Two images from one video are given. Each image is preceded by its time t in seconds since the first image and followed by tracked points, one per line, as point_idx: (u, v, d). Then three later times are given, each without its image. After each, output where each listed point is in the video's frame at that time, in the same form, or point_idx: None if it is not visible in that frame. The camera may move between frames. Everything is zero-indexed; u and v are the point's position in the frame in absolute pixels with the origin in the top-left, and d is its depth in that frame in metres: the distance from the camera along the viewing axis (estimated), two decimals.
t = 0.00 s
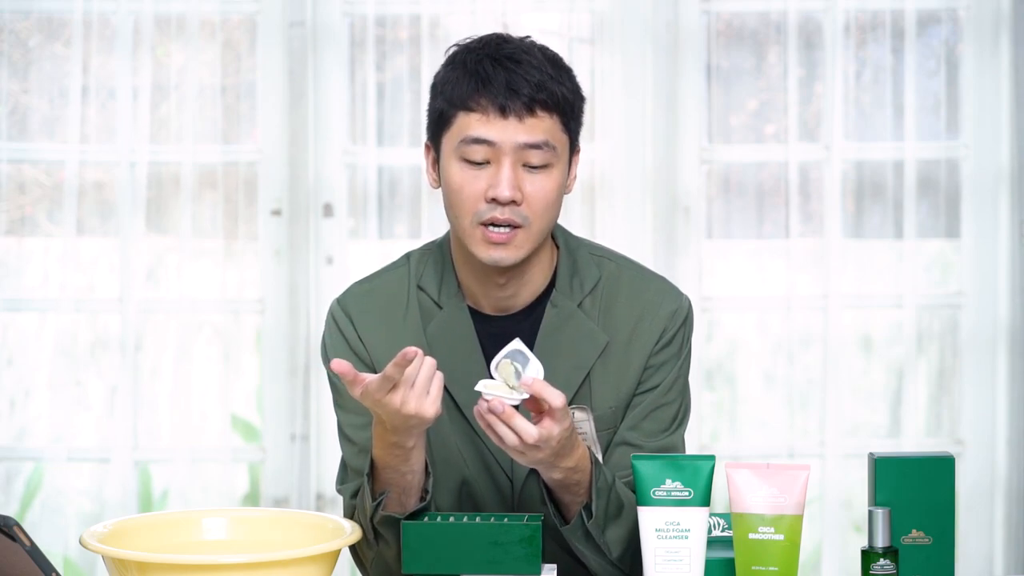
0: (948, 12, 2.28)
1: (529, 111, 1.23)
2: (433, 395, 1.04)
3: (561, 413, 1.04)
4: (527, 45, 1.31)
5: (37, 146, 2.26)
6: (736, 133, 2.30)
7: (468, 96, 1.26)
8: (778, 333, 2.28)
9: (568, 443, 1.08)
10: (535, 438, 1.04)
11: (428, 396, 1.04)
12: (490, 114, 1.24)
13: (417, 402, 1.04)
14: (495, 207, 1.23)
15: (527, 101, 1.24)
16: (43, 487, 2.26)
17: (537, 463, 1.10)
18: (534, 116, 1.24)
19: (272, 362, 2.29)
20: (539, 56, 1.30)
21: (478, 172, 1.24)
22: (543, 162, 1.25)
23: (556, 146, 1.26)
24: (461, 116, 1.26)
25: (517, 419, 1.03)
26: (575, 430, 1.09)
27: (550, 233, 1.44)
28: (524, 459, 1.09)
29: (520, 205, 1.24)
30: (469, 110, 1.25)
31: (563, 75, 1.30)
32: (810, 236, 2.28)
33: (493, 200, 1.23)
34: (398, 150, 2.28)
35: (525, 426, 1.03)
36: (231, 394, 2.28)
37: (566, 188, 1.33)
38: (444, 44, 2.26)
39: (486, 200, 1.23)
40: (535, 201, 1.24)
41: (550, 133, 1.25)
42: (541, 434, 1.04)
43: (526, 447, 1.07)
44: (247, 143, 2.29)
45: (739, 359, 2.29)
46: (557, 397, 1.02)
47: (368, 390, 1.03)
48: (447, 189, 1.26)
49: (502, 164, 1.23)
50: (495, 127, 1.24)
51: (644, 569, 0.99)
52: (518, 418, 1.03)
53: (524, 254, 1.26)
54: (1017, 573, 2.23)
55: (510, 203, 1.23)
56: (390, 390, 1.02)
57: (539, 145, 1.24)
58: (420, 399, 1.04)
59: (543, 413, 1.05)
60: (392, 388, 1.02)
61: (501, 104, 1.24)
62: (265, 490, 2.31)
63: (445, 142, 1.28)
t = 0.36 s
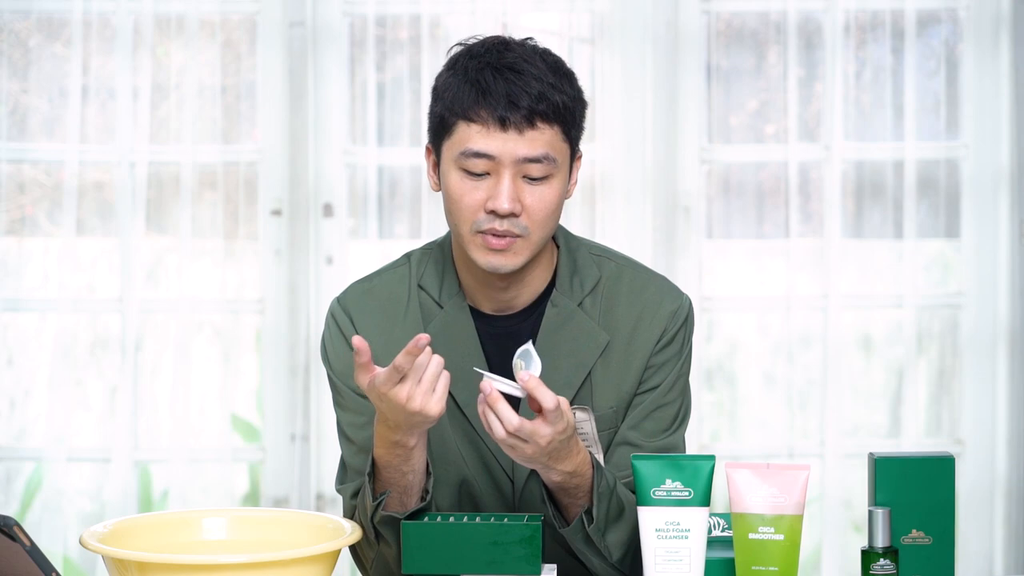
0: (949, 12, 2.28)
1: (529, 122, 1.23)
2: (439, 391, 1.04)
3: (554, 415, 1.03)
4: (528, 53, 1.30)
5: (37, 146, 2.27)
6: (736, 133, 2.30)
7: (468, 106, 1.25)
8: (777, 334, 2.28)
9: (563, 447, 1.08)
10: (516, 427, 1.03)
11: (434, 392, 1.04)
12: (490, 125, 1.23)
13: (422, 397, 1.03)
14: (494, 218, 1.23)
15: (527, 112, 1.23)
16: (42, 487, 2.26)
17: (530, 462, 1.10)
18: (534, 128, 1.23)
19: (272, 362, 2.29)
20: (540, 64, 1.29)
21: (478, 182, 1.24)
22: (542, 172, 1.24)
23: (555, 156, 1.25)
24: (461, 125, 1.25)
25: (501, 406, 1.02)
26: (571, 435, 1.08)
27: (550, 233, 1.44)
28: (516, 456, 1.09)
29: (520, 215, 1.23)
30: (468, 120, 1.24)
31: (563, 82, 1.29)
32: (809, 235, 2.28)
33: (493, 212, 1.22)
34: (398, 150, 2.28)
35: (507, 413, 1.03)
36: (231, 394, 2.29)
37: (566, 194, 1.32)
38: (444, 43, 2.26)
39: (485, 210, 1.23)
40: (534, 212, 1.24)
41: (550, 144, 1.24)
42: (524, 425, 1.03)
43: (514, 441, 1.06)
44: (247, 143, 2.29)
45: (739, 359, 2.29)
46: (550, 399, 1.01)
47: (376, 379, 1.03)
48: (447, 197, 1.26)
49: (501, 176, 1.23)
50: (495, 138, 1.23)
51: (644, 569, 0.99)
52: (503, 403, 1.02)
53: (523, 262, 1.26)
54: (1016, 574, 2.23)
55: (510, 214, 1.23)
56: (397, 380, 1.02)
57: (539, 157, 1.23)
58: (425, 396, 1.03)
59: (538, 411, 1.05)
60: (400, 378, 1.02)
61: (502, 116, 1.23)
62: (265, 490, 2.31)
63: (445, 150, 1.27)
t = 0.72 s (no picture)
0: (949, 12, 2.28)
1: (527, 124, 1.23)
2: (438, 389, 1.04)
3: (552, 415, 1.03)
4: (526, 54, 1.30)
5: (37, 146, 2.27)
6: (736, 133, 2.30)
7: (466, 108, 1.25)
8: (777, 334, 2.28)
9: (562, 446, 1.08)
10: (512, 424, 1.03)
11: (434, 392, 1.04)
12: (488, 127, 1.23)
13: (423, 396, 1.03)
14: (493, 219, 1.23)
15: (524, 114, 1.23)
16: (42, 487, 2.26)
17: (530, 462, 1.10)
18: (531, 129, 1.23)
19: (272, 362, 2.29)
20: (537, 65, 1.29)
21: (477, 184, 1.24)
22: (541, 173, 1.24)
23: (554, 157, 1.25)
24: (459, 127, 1.25)
25: (497, 403, 1.02)
26: (570, 435, 1.08)
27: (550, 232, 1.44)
28: (515, 454, 1.09)
29: (519, 217, 1.23)
30: (466, 122, 1.24)
31: (561, 83, 1.29)
32: (809, 235, 2.28)
33: (492, 213, 1.22)
34: (398, 150, 2.28)
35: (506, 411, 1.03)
36: (231, 394, 2.29)
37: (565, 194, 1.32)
38: (444, 43, 2.26)
39: (484, 212, 1.23)
40: (533, 213, 1.24)
41: (548, 145, 1.24)
42: (519, 421, 1.03)
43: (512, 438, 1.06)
44: (247, 143, 2.29)
45: (739, 359, 2.29)
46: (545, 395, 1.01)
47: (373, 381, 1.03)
48: (446, 199, 1.26)
49: (499, 177, 1.23)
50: (493, 140, 1.23)
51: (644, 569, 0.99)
52: (500, 401, 1.02)
53: (523, 263, 1.26)
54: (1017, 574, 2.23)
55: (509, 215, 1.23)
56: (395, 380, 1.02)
57: (537, 158, 1.23)
58: (424, 396, 1.03)
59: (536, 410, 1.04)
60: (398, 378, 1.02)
61: (499, 118, 1.23)
62: (265, 490, 2.31)
63: (443, 151, 1.27)
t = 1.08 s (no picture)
0: (949, 12, 2.28)
1: (525, 116, 1.24)
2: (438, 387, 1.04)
3: (552, 416, 1.03)
4: (524, 49, 1.31)
5: (37, 146, 2.27)
6: (736, 133, 2.30)
7: (465, 102, 1.25)
8: (777, 334, 2.28)
9: (562, 447, 1.08)
10: (513, 427, 1.03)
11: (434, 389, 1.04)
12: (487, 119, 1.24)
13: (423, 393, 1.03)
14: (492, 209, 1.23)
15: (522, 106, 1.24)
16: (42, 487, 2.26)
17: (530, 462, 1.10)
18: (529, 121, 1.24)
19: (272, 362, 2.29)
20: (536, 59, 1.29)
21: (476, 175, 1.24)
22: (540, 165, 1.25)
23: (552, 148, 1.26)
24: (459, 120, 1.26)
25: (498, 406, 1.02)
26: (571, 435, 1.08)
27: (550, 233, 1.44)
28: (515, 455, 1.09)
29: (518, 207, 1.24)
30: (465, 115, 1.25)
31: (559, 76, 1.29)
32: (809, 235, 2.28)
33: (491, 203, 1.23)
34: (398, 150, 2.28)
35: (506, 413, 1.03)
36: (231, 394, 2.29)
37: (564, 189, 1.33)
38: (444, 43, 2.26)
39: (483, 203, 1.23)
40: (532, 204, 1.24)
41: (547, 137, 1.25)
42: (518, 421, 1.03)
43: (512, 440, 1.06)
44: (247, 143, 2.29)
45: (739, 359, 2.29)
46: (543, 396, 1.00)
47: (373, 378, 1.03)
48: (446, 191, 1.27)
49: (499, 168, 1.23)
50: (492, 132, 1.24)
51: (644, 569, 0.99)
52: (501, 403, 1.02)
53: (523, 254, 1.25)
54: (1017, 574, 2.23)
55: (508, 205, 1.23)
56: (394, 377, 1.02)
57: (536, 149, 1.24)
58: (424, 392, 1.03)
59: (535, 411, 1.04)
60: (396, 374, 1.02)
61: (498, 110, 1.24)
62: (265, 490, 2.31)
63: (443, 145, 1.28)
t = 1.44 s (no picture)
0: (949, 12, 2.28)
1: (528, 117, 1.23)
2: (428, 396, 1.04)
3: (552, 419, 1.03)
4: (526, 48, 1.31)
5: (37, 146, 2.27)
6: (736, 133, 2.30)
7: (467, 103, 1.25)
8: (777, 334, 2.28)
9: (563, 448, 1.08)
10: (515, 430, 1.03)
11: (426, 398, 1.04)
12: (490, 120, 1.24)
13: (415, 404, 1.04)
14: (494, 210, 1.24)
15: (526, 108, 1.23)
16: (42, 487, 2.26)
17: (530, 462, 1.10)
18: (533, 122, 1.24)
19: (272, 362, 2.29)
20: (538, 60, 1.29)
21: (478, 176, 1.24)
22: (542, 165, 1.25)
23: (554, 149, 1.26)
24: (461, 120, 1.26)
25: (500, 409, 1.02)
26: (572, 435, 1.08)
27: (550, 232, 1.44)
28: (516, 455, 1.09)
29: (521, 208, 1.24)
30: (468, 116, 1.25)
31: (561, 77, 1.29)
32: (809, 235, 2.28)
33: (493, 205, 1.23)
34: (398, 150, 2.28)
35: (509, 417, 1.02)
36: (231, 394, 2.29)
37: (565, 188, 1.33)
38: (444, 43, 2.26)
39: (486, 204, 1.24)
40: (535, 205, 1.24)
41: (550, 137, 1.25)
42: (520, 425, 1.03)
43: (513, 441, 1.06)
44: (247, 143, 2.29)
45: (739, 359, 2.29)
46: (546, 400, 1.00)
47: (363, 392, 1.03)
48: (447, 191, 1.27)
49: (501, 169, 1.24)
50: (495, 132, 1.24)
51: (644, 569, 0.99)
52: (502, 407, 1.02)
53: (525, 255, 1.26)
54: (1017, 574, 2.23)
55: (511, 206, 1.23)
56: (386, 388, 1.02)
57: (539, 150, 1.24)
58: (416, 401, 1.04)
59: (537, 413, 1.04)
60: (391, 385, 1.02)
61: (500, 111, 1.23)
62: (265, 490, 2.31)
63: (445, 145, 1.28)
